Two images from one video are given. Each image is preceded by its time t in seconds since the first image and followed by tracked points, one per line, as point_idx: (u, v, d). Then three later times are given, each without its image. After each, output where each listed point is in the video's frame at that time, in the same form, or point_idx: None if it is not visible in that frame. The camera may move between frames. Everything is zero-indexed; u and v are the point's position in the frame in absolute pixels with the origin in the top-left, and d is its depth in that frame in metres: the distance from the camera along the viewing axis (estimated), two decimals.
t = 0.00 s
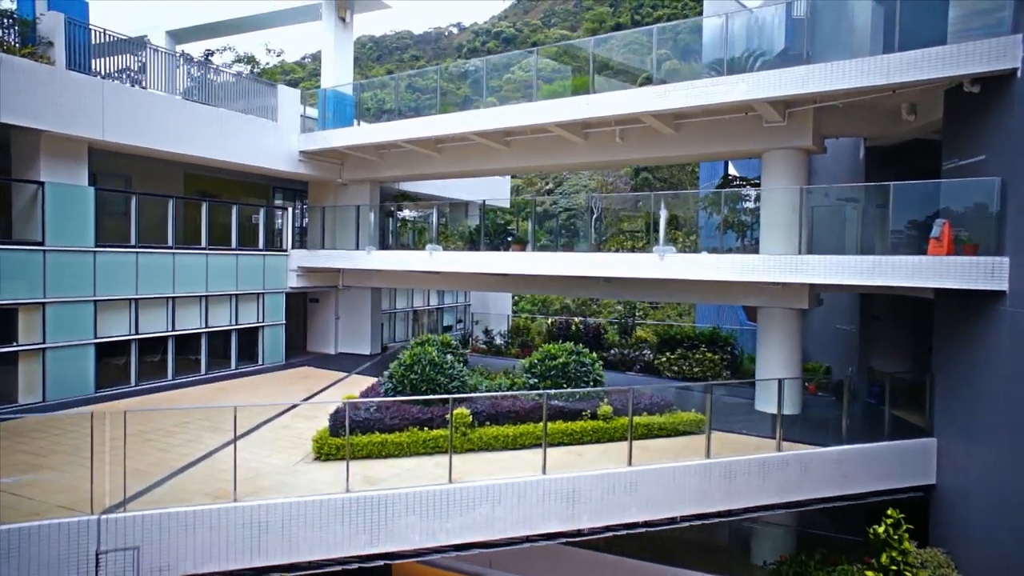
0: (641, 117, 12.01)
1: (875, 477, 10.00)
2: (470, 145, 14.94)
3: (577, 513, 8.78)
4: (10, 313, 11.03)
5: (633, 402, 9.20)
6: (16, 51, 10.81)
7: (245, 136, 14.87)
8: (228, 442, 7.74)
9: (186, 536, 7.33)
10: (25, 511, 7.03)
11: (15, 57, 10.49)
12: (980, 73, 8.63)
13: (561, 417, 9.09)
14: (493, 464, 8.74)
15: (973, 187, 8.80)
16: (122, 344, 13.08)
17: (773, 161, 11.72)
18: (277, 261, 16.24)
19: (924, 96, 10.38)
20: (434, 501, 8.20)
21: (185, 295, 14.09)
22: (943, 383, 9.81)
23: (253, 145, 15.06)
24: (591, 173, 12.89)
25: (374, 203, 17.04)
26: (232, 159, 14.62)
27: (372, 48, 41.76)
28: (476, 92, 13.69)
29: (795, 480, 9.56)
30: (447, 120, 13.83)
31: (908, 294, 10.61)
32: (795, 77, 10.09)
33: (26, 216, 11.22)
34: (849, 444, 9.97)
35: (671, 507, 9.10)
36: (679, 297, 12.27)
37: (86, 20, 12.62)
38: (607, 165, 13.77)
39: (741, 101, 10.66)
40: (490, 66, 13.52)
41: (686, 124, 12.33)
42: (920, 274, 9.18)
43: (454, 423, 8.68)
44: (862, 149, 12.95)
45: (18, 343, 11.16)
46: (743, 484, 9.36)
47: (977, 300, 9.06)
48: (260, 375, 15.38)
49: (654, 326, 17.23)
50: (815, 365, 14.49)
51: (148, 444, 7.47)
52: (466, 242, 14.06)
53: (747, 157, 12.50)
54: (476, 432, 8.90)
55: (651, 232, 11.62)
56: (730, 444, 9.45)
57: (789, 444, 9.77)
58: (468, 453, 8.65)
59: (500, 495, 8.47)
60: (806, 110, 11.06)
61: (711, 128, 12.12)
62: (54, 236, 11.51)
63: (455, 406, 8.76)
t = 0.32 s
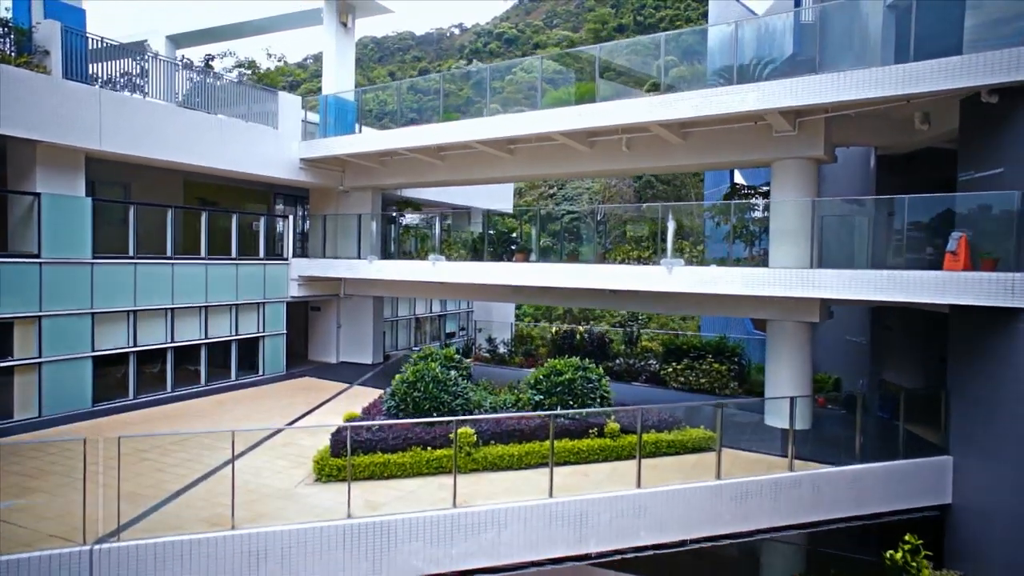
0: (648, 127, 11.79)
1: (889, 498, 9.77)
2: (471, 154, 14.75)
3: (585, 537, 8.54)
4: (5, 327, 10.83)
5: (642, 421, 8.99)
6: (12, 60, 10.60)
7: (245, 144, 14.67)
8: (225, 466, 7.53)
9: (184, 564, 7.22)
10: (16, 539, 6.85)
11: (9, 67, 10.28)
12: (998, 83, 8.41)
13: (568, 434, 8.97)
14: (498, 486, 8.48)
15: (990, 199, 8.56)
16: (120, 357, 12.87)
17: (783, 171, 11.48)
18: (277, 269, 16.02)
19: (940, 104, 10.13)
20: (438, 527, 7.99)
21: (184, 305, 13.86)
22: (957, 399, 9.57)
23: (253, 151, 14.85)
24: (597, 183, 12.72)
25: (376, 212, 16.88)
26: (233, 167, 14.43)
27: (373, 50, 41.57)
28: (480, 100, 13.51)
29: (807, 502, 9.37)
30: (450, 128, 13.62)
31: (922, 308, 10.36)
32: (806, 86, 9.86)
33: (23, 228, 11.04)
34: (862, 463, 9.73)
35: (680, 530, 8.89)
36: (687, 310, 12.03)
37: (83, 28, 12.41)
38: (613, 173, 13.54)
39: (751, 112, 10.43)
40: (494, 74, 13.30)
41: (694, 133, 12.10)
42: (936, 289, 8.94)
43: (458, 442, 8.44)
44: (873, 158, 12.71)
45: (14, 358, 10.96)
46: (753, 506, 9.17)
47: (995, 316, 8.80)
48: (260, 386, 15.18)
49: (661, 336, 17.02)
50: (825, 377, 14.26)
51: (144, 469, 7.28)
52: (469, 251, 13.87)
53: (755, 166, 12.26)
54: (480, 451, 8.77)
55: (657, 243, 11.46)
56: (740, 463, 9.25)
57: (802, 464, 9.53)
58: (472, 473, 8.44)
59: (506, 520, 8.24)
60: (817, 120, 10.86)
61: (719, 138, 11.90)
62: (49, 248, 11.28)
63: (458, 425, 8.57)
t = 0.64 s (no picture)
0: (654, 136, 11.59)
1: (902, 518, 9.54)
2: (472, 162, 14.56)
3: (592, 562, 8.31)
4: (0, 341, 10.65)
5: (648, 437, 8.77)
6: (7, 69, 10.41)
7: (245, 152, 14.48)
8: (222, 491, 7.32)
9: None
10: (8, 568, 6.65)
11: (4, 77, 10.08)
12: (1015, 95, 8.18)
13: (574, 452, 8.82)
14: (503, 508, 8.22)
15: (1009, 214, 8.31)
16: (118, 369, 12.68)
17: (791, 181, 11.26)
18: (277, 278, 15.83)
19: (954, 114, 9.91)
20: (442, 554, 7.79)
21: (183, 316, 13.67)
22: (973, 418, 9.33)
23: (253, 159, 14.66)
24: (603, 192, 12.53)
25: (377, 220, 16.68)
26: (233, 175, 14.24)
27: (375, 51, 41.43)
28: (483, 108, 13.34)
29: (819, 522, 9.14)
30: (453, 136, 13.43)
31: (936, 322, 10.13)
32: (818, 96, 9.62)
33: (19, 239, 10.94)
34: (876, 482, 9.50)
35: (690, 553, 8.67)
36: (694, 322, 11.82)
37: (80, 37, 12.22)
38: (618, 182, 13.35)
39: (760, 122, 10.21)
40: (497, 82, 13.14)
41: (701, 142, 11.89)
42: (952, 306, 8.71)
43: (461, 462, 8.19)
44: (883, 168, 12.48)
45: (9, 372, 10.77)
46: (764, 527, 8.94)
47: (1012, 334, 8.57)
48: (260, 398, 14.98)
49: (667, 345, 16.90)
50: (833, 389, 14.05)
51: (140, 495, 7.08)
52: (472, 260, 13.74)
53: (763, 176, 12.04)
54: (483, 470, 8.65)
55: (664, 252, 11.34)
56: (750, 482, 9.03)
57: (814, 483, 9.31)
58: (476, 494, 8.23)
59: (512, 545, 8.02)
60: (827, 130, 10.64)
61: (726, 147, 11.69)
62: (45, 259, 11.10)
63: (461, 445, 8.30)
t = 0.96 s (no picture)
0: (660, 146, 11.39)
1: (915, 538, 9.33)
2: (474, 170, 14.38)
3: None
4: None
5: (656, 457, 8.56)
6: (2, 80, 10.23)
7: (245, 160, 14.29)
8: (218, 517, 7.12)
9: None
10: None
11: None
12: None
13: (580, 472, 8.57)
14: (509, 532, 8.01)
15: None
16: (116, 382, 12.48)
17: (799, 193, 11.08)
18: (277, 288, 15.66)
19: (968, 124, 9.67)
20: None
21: (182, 328, 13.48)
22: (988, 437, 9.12)
23: (252, 167, 14.47)
24: (608, 202, 12.37)
25: (379, 229, 16.54)
26: (232, 183, 14.04)
27: (377, 52, 41.29)
28: (486, 116, 13.18)
29: (830, 544, 8.93)
30: (455, 145, 13.23)
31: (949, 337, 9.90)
32: (829, 107, 9.41)
33: (14, 251, 10.75)
34: (888, 502, 9.28)
35: None
36: (701, 335, 11.60)
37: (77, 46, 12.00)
38: (622, 191, 13.16)
39: (769, 133, 10.00)
40: (500, 90, 13.01)
41: (708, 151, 11.67)
42: (967, 324, 8.48)
43: (465, 483, 7.93)
44: (892, 176, 12.26)
45: (5, 389, 10.59)
46: (773, 549, 8.74)
47: None
48: (261, 409, 14.79)
49: (671, 354, 16.79)
50: (841, 401, 13.84)
51: (134, 523, 6.90)
52: (475, 269, 13.60)
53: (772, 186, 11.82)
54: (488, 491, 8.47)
55: (670, 265, 11.21)
56: (760, 503, 8.81)
57: (824, 503, 9.09)
58: (479, 517, 8.02)
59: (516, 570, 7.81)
60: (836, 140, 10.44)
61: (734, 157, 11.49)
62: (41, 273, 10.93)
63: (464, 465, 8.06)
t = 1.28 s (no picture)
0: (665, 157, 11.20)
1: (927, 560, 9.13)
2: (476, 179, 14.19)
3: None
4: None
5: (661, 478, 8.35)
6: None
7: (244, 169, 14.11)
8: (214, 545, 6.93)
9: None
10: None
11: None
12: None
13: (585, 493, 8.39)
14: (513, 558, 7.79)
15: None
16: (113, 397, 12.31)
17: (807, 205, 10.89)
18: (277, 297, 15.49)
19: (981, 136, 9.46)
20: None
21: (180, 340, 13.29)
22: (1003, 457, 8.90)
23: (252, 176, 14.28)
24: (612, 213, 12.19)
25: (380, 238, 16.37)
26: (231, 193, 13.86)
27: (378, 55, 41.10)
28: (488, 125, 12.98)
29: (841, 567, 8.71)
30: (457, 155, 13.04)
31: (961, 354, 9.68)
32: (838, 120, 9.22)
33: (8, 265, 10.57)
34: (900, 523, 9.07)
35: None
36: (707, 349, 11.40)
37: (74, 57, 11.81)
38: (626, 202, 12.97)
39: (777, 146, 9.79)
40: (502, 99, 12.83)
41: (713, 162, 11.48)
42: (983, 343, 8.26)
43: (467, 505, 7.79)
44: (901, 188, 12.05)
45: None
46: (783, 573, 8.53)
47: None
48: (260, 421, 14.61)
49: (676, 364, 16.56)
50: (849, 414, 13.64)
51: (127, 552, 6.71)
52: (477, 280, 13.42)
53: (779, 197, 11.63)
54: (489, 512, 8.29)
55: (677, 278, 10.99)
56: (770, 527, 8.58)
57: (835, 525, 8.88)
58: (483, 542, 7.81)
59: None
60: (845, 151, 10.24)
61: (740, 168, 11.29)
62: (36, 287, 10.75)
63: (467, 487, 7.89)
